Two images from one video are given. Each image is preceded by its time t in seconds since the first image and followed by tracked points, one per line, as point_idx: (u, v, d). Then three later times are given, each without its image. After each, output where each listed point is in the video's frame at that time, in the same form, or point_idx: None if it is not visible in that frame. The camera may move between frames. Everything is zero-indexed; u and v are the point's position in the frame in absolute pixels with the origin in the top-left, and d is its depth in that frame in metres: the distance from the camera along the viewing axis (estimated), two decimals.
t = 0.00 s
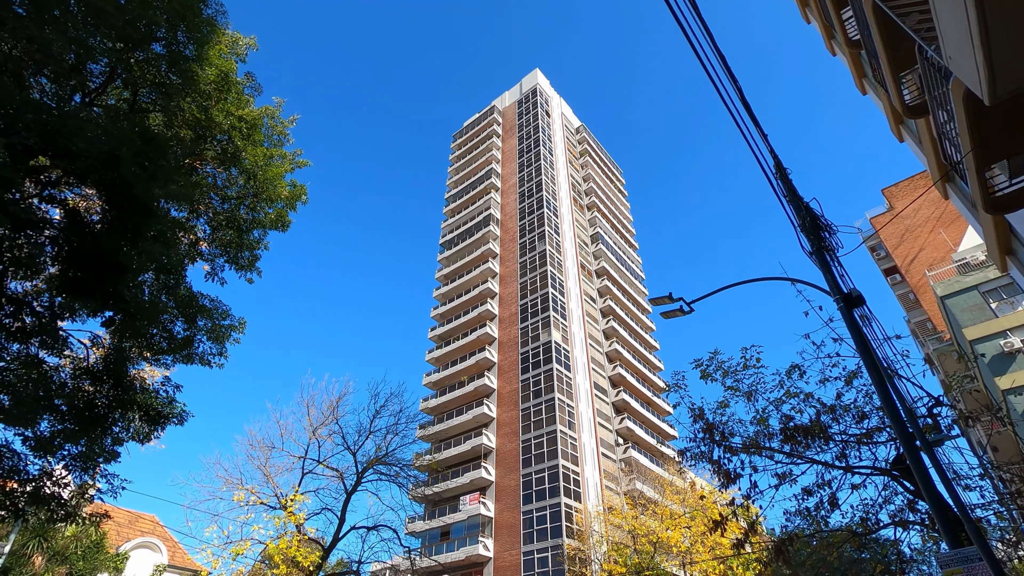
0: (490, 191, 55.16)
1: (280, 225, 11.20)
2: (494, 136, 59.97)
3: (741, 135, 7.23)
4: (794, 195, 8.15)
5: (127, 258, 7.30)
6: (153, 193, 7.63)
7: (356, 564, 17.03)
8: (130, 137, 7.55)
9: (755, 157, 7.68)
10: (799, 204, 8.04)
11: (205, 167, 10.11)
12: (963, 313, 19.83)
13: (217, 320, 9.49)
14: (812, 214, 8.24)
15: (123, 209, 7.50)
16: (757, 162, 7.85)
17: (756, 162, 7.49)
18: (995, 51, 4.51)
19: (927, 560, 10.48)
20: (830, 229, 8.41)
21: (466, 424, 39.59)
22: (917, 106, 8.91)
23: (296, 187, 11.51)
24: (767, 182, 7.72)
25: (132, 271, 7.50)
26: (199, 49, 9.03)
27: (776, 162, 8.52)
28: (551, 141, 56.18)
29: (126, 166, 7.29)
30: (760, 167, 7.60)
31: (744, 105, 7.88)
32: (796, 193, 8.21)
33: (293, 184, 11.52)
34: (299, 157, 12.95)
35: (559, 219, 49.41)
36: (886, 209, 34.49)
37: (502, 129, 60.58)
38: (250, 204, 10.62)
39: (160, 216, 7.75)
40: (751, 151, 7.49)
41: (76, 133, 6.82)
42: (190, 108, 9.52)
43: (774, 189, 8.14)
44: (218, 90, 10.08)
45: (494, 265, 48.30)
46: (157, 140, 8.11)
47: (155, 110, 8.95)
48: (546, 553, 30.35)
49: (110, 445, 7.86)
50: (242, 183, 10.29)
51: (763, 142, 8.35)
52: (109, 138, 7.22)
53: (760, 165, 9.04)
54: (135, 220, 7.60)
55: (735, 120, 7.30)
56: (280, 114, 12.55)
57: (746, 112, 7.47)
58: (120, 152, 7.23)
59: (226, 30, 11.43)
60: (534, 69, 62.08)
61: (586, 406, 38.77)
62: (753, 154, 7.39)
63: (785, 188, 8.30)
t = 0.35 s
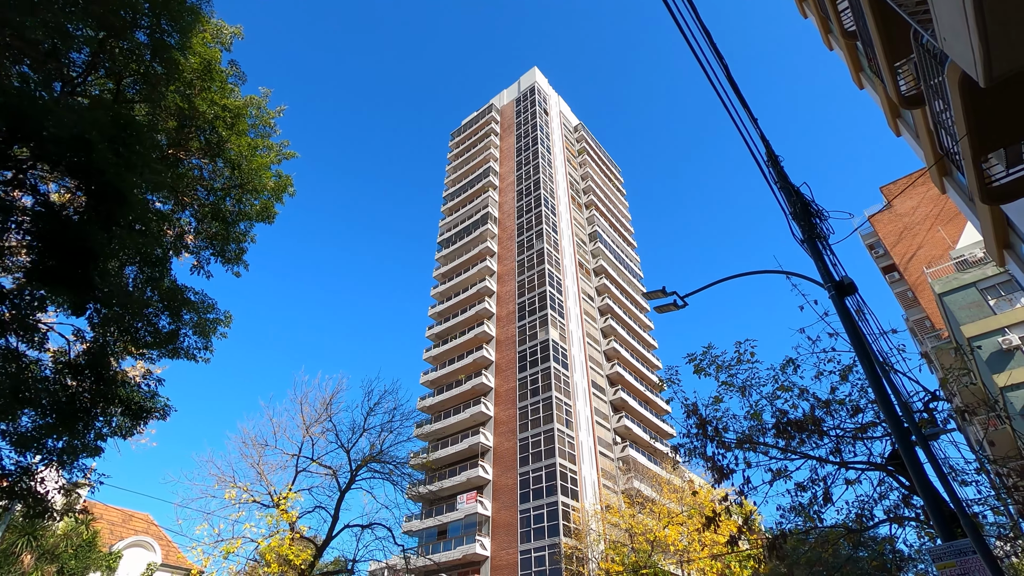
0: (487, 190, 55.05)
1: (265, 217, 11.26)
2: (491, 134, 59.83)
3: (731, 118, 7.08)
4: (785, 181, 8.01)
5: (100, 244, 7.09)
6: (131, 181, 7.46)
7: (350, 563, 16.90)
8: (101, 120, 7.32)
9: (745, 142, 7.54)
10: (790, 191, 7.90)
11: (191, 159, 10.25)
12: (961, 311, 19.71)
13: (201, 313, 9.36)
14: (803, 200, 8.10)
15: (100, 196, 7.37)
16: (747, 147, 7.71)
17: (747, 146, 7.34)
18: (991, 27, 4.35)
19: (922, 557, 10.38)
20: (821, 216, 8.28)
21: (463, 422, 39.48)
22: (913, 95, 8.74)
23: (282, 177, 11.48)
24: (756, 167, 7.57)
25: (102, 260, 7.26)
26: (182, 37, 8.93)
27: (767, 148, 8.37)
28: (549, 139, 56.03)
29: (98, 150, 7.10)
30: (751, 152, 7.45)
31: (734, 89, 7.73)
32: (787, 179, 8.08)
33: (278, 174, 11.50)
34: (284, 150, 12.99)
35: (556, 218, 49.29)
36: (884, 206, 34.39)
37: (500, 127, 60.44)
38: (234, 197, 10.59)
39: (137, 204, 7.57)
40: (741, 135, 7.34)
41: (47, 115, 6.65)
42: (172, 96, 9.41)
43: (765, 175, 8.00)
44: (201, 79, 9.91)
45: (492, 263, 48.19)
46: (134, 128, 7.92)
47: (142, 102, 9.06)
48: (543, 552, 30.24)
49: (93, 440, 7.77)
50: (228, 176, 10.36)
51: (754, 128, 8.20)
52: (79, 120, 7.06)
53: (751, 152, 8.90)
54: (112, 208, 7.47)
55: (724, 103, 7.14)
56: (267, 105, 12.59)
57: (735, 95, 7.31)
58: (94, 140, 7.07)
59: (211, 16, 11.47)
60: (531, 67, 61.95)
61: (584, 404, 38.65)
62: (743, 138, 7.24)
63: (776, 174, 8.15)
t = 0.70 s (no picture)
0: (485, 188, 54.89)
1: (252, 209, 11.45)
2: (489, 133, 59.73)
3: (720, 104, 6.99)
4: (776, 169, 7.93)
5: (75, 230, 7.04)
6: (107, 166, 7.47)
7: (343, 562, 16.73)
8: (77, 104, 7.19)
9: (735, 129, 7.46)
10: (781, 179, 7.83)
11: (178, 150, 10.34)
12: (957, 310, 19.67)
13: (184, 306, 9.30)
14: (795, 189, 8.02)
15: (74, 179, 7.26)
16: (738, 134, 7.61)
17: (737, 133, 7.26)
18: (983, 10, 4.27)
19: (913, 557, 10.35)
20: (812, 204, 8.19)
21: (458, 421, 39.36)
22: (911, 85, 8.66)
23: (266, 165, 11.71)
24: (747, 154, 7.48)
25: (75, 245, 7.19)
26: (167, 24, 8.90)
27: (758, 137, 8.30)
28: (546, 138, 55.95)
29: (70, 132, 6.93)
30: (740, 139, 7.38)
31: (725, 75, 7.65)
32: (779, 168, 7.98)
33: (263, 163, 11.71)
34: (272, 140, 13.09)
35: (553, 216, 49.20)
36: (880, 206, 34.43)
37: (497, 126, 60.35)
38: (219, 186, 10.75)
39: (112, 187, 7.50)
40: (731, 122, 7.26)
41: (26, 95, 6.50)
42: (154, 84, 9.40)
43: (756, 163, 7.92)
44: (184, 67, 9.93)
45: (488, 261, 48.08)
46: (113, 113, 7.72)
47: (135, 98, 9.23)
48: (537, 551, 30.15)
49: (75, 434, 7.63)
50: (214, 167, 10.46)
51: (744, 115, 8.12)
52: (51, 100, 6.83)
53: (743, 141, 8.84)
54: (87, 192, 7.40)
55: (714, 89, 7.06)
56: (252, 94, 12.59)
57: (725, 80, 7.23)
58: (67, 124, 6.94)
59: None
60: (529, 66, 61.87)
61: (580, 403, 38.60)
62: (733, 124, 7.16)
63: (767, 162, 8.06)
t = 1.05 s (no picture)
0: (483, 185, 54.70)
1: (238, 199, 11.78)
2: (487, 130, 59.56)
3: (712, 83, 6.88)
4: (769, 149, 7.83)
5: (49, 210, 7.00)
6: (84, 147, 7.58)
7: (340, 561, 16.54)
8: (49, 86, 7.18)
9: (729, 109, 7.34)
10: (776, 161, 7.73)
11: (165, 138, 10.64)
12: (956, 306, 19.58)
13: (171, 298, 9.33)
14: (789, 170, 7.91)
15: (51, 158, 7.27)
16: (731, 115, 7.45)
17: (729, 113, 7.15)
18: None
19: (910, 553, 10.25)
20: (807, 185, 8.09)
21: (456, 418, 39.25)
22: (909, 71, 8.50)
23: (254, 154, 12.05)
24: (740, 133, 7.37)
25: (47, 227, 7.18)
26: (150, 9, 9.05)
27: (753, 118, 8.18)
28: (545, 135, 55.78)
29: (40, 111, 6.88)
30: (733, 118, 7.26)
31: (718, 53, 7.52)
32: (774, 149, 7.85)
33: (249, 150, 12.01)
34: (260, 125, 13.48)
35: (552, 213, 49.04)
36: (879, 203, 34.34)
37: (496, 123, 60.18)
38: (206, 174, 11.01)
39: (89, 168, 7.53)
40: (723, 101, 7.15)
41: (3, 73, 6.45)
42: (137, 68, 9.87)
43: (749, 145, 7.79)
44: (168, 52, 10.19)
45: (487, 259, 47.95)
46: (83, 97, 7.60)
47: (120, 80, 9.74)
48: (535, 548, 30.05)
49: (58, 426, 7.69)
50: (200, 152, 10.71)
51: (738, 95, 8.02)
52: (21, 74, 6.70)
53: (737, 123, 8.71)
54: (62, 172, 7.41)
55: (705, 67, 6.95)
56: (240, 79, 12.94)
57: (718, 59, 7.11)
58: (44, 110, 6.96)
59: None
60: (528, 63, 61.71)
61: (577, 401, 38.51)
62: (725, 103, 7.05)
63: (761, 144, 7.94)
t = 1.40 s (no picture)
0: (480, 184, 54.53)
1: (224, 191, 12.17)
2: (485, 129, 59.44)
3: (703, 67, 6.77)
4: (762, 136, 7.72)
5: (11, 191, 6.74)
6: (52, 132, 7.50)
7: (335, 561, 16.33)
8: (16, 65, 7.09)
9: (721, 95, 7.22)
10: (767, 146, 7.61)
11: (153, 130, 10.75)
12: (953, 304, 19.49)
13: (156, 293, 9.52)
14: (780, 153, 7.81)
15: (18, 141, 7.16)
16: (723, 99, 7.32)
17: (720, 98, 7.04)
18: None
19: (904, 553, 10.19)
20: (799, 170, 7.98)
21: (452, 418, 39.10)
22: (906, 63, 8.38)
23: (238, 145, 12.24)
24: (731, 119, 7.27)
25: (15, 212, 7.02)
26: None
27: (745, 105, 8.06)
28: (543, 134, 55.66)
29: (9, 93, 6.80)
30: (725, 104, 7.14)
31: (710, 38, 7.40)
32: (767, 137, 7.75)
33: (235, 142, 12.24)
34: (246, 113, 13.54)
35: (549, 212, 48.89)
36: (877, 202, 34.30)
37: (493, 122, 60.06)
38: (191, 166, 11.25)
39: (58, 154, 7.42)
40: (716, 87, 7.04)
41: None
42: (119, 56, 9.79)
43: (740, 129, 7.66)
44: (150, 40, 10.19)
45: (484, 258, 47.81)
46: (47, 80, 7.40)
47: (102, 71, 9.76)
48: (531, 548, 29.89)
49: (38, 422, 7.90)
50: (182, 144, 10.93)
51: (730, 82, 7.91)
52: None
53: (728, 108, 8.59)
54: (28, 154, 7.34)
55: (697, 51, 6.83)
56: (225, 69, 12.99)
57: (710, 44, 6.99)
58: (13, 93, 6.88)
59: None
60: (526, 63, 61.62)
61: (575, 400, 38.38)
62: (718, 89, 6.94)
63: (753, 128, 7.81)
